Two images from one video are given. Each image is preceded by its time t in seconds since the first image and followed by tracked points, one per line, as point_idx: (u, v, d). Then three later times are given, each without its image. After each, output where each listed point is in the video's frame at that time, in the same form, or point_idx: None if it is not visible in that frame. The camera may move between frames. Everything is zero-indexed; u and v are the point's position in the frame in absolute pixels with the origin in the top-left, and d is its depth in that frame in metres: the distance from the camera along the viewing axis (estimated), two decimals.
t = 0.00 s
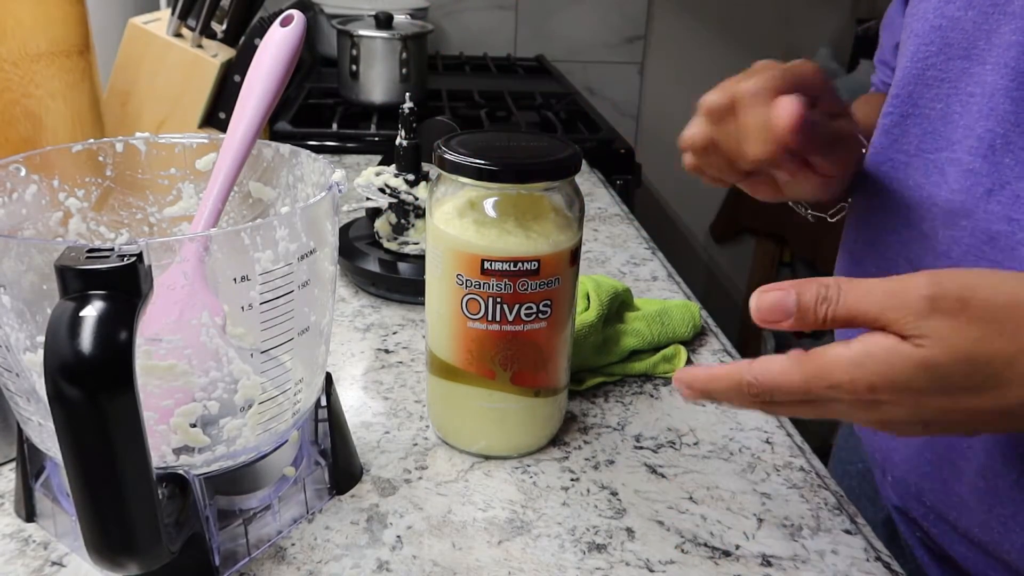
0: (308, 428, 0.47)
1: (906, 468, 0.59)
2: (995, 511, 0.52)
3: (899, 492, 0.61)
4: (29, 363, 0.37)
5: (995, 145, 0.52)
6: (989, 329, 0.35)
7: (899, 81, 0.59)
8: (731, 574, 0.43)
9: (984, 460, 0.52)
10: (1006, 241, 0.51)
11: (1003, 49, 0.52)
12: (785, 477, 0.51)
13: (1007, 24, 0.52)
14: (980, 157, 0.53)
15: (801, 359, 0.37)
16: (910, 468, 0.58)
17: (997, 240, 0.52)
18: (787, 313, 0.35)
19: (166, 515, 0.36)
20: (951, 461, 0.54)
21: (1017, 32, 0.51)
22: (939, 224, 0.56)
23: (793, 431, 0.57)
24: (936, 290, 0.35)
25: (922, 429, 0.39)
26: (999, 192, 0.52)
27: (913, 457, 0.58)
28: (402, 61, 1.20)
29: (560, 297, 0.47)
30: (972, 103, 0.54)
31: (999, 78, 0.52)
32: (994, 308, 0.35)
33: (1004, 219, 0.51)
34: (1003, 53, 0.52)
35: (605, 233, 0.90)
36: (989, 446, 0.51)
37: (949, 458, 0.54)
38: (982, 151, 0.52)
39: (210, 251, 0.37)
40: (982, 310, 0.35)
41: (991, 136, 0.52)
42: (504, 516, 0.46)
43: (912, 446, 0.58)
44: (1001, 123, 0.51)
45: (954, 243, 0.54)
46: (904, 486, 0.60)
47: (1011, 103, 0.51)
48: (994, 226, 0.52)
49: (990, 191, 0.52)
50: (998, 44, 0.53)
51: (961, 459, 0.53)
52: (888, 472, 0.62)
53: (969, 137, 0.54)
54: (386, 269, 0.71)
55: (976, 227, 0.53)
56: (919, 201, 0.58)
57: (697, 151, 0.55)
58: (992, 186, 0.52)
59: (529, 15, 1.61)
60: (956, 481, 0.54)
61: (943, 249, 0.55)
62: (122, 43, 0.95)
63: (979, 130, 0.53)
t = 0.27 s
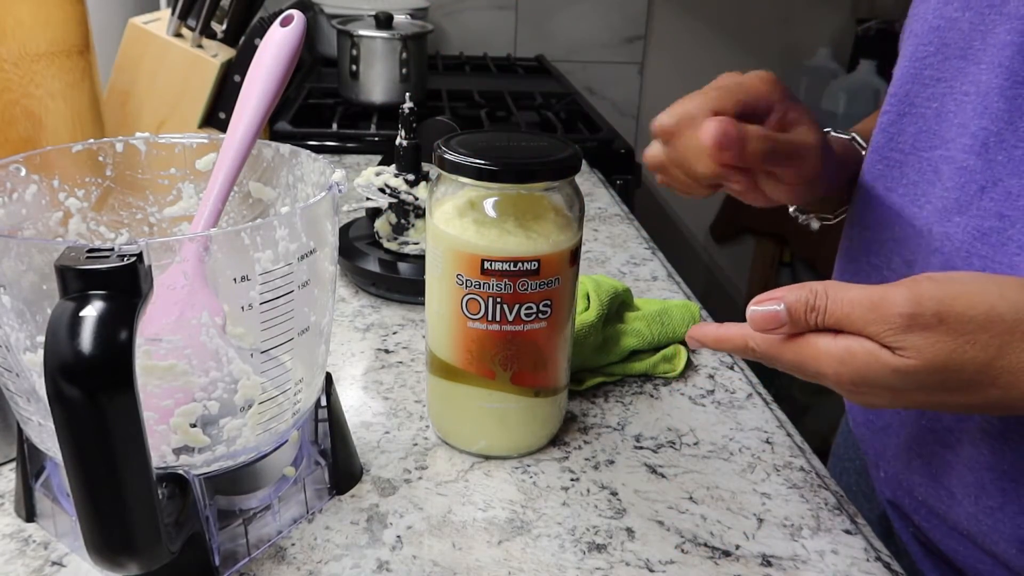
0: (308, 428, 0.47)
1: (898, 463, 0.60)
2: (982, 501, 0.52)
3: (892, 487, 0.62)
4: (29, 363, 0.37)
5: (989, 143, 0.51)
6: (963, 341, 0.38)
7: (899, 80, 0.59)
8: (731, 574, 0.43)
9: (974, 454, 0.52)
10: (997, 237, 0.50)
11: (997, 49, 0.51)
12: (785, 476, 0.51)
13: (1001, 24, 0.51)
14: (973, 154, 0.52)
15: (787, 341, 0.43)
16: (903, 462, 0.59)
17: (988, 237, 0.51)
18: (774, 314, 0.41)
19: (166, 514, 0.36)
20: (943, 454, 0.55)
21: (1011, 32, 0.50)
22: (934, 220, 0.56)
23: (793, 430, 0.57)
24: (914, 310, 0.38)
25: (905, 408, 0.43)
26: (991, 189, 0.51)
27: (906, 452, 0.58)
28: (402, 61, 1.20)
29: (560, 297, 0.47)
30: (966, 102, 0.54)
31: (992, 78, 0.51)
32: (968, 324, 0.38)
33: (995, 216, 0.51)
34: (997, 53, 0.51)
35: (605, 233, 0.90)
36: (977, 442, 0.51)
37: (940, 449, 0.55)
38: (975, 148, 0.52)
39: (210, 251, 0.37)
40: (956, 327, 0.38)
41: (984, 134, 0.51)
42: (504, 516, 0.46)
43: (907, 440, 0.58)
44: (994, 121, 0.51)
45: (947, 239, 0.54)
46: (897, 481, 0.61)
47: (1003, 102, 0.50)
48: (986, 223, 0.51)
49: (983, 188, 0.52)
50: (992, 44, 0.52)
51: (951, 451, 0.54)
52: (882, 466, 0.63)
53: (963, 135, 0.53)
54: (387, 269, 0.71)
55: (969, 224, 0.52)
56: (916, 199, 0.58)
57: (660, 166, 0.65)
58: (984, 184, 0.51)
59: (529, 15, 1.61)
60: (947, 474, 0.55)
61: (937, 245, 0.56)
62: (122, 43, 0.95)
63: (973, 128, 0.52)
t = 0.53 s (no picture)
0: (308, 428, 0.47)
1: (897, 463, 0.60)
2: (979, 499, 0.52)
3: (891, 485, 0.62)
4: (29, 363, 0.37)
5: (988, 144, 0.51)
6: (963, 343, 0.38)
7: (899, 81, 0.59)
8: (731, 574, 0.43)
9: (971, 453, 0.52)
10: (995, 238, 0.50)
11: (996, 50, 0.51)
12: (785, 476, 0.51)
13: (1000, 25, 0.51)
14: (972, 155, 0.52)
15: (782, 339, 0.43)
16: (902, 462, 0.59)
17: (987, 237, 0.51)
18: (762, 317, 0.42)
19: (166, 514, 0.36)
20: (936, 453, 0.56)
21: (1010, 33, 0.50)
22: (935, 221, 0.56)
23: (793, 430, 0.57)
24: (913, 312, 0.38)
25: (898, 409, 0.43)
26: (990, 189, 0.51)
27: (904, 452, 0.58)
28: (402, 61, 1.20)
29: (560, 298, 0.47)
30: (966, 103, 0.54)
31: (991, 79, 0.51)
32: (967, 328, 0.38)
33: (994, 216, 0.51)
34: (997, 53, 0.51)
35: (605, 233, 0.90)
36: (976, 442, 0.51)
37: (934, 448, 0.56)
38: (974, 149, 0.52)
39: (210, 251, 0.37)
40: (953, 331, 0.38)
41: (983, 135, 0.51)
42: (504, 516, 0.46)
43: (904, 440, 0.58)
44: (992, 122, 0.51)
45: (947, 240, 0.54)
46: (895, 480, 0.61)
47: (1002, 103, 0.50)
48: (985, 224, 0.51)
49: (982, 189, 0.51)
50: (992, 45, 0.52)
51: (948, 451, 0.54)
52: (880, 466, 0.63)
53: (962, 137, 0.53)
54: (387, 269, 0.71)
55: (968, 224, 0.52)
56: (916, 200, 0.58)
57: (655, 172, 0.67)
58: (983, 185, 0.51)
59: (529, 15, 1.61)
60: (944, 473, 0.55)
61: (937, 246, 0.55)
62: (122, 43, 0.95)
63: (972, 129, 0.52)
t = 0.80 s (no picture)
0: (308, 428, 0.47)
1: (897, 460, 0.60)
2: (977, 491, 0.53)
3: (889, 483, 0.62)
4: (29, 363, 0.37)
5: (989, 142, 0.51)
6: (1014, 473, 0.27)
7: (899, 80, 0.60)
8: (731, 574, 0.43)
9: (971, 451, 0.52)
10: (996, 236, 0.51)
11: (998, 48, 0.51)
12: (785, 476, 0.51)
13: (1002, 24, 0.52)
14: (975, 154, 0.52)
15: (843, 541, 0.27)
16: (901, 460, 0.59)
17: (988, 236, 0.51)
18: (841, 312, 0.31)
19: (166, 515, 0.36)
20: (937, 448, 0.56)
21: (1012, 31, 0.51)
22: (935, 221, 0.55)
23: (793, 430, 0.57)
24: (952, 456, 0.27)
25: None
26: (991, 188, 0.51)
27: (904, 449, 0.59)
28: (402, 61, 1.20)
29: (560, 298, 0.47)
30: (968, 102, 0.53)
31: (994, 77, 0.51)
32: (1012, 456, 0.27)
33: (995, 215, 0.51)
34: (998, 52, 0.51)
35: (605, 233, 0.90)
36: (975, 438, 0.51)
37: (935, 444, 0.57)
38: (977, 148, 0.52)
39: (210, 251, 0.37)
40: (998, 463, 0.27)
41: (986, 134, 0.52)
42: (504, 516, 0.46)
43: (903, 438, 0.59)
44: (994, 121, 0.51)
45: (947, 240, 0.54)
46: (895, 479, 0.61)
47: (1005, 101, 0.50)
48: (985, 223, 0.51)
49: (984, 188, 0.52)
50: (993, 43, 0.52)
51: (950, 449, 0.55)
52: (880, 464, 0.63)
53: (965, 136, 0.53)
54: (387, 269, 0.71)
55: (968, 223, 0.52)
56: (918, 199, 0.58)
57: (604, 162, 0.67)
58: (985, 183, 0.51)
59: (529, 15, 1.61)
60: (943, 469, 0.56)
61: (936, 246, 0.55)
62: (122, 43, 0.95)
63: (975, 128, 0.52)
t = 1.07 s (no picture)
0: (308, 428, 0.47)
1: (893, 464, 0.59)
2: (979, 510, 0.51)
3: (888, 488, 0.61)
4: (29, 363, 0.37)
5: (989, 146, 0.51)
6: None
7: (897, 81, 0.59)
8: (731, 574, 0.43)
9: (967, 458, 0.51)
10: (995, 241, 0.51)
11: (998, 51, 0.52)
12: (785, 476, 0.51)
13: (1002, 26, 0.53)
14: (974, 157, 0.52)
15: None
16: (898, 463, 0.58)
17: (987, 240, 0.51)
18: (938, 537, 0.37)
19: (166, 515, 0.36)
20: (934, 457, 0.55)
21: (1012, 34, 0.51)
22: (934, 223, 0.55)
23: (793, 430, 0.57)
24: None
25: None
26: (991, 192, 0.51)
27: (902, 454, 0.58)
28: (402, 61, 1.20)
29: (560, 298, 0.47)
30: (969, 104, 0.54)
31: (993, 80, 0.52)
32: None
33: (994, 219, 0.51)
34: (999, 54, 0.52)
35: (605, 233, 0.90)
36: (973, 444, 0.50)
37: (932, 452, 0.55)
38: (976, 151, 0.52)
39: (210, 251, 0.37)
40: None
41: (986, 137, 0.51)
42: (504, 516, 0.46)
43: (901, 442, 0.58)
44: (994, 123, 0.51)
45: (946, 243, 0.54)
46: (892, 482, 0.60)
47: (1003, 104, 0.51)
48: (985, 226, 0.51)
49: (983, 192, 0.51)
50: (994, 45, 0.53)
51: (947, 455, 0.54)
52: (878, 467, 0.62)
53: (964, 137, 0.53)
54: (387, 269, 0.71)
55: (968, 226, 0.52)
56: (916, 200, 0.57)
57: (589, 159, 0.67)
58: (984, 187, 0.51)
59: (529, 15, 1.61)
60: (939, 479, 0.54)
61: (935, 248, 0.55)
62: (122, 43, 0.95)
63: (974, 131, 0.52)
